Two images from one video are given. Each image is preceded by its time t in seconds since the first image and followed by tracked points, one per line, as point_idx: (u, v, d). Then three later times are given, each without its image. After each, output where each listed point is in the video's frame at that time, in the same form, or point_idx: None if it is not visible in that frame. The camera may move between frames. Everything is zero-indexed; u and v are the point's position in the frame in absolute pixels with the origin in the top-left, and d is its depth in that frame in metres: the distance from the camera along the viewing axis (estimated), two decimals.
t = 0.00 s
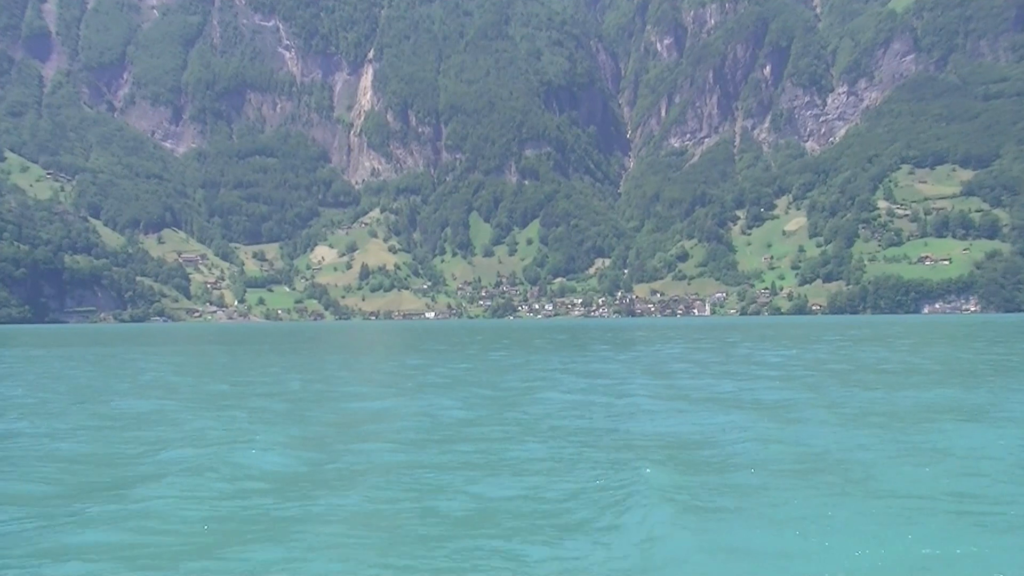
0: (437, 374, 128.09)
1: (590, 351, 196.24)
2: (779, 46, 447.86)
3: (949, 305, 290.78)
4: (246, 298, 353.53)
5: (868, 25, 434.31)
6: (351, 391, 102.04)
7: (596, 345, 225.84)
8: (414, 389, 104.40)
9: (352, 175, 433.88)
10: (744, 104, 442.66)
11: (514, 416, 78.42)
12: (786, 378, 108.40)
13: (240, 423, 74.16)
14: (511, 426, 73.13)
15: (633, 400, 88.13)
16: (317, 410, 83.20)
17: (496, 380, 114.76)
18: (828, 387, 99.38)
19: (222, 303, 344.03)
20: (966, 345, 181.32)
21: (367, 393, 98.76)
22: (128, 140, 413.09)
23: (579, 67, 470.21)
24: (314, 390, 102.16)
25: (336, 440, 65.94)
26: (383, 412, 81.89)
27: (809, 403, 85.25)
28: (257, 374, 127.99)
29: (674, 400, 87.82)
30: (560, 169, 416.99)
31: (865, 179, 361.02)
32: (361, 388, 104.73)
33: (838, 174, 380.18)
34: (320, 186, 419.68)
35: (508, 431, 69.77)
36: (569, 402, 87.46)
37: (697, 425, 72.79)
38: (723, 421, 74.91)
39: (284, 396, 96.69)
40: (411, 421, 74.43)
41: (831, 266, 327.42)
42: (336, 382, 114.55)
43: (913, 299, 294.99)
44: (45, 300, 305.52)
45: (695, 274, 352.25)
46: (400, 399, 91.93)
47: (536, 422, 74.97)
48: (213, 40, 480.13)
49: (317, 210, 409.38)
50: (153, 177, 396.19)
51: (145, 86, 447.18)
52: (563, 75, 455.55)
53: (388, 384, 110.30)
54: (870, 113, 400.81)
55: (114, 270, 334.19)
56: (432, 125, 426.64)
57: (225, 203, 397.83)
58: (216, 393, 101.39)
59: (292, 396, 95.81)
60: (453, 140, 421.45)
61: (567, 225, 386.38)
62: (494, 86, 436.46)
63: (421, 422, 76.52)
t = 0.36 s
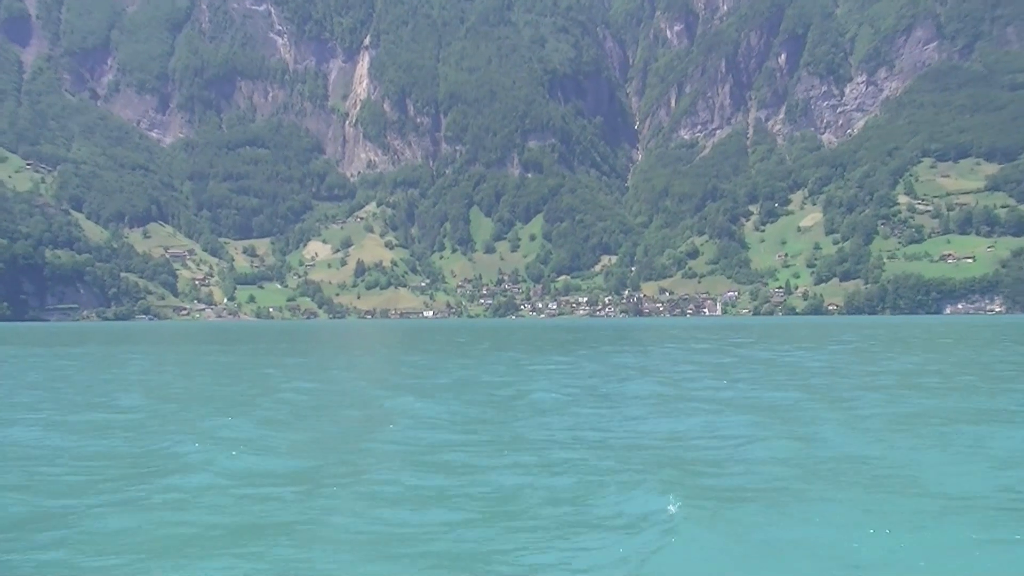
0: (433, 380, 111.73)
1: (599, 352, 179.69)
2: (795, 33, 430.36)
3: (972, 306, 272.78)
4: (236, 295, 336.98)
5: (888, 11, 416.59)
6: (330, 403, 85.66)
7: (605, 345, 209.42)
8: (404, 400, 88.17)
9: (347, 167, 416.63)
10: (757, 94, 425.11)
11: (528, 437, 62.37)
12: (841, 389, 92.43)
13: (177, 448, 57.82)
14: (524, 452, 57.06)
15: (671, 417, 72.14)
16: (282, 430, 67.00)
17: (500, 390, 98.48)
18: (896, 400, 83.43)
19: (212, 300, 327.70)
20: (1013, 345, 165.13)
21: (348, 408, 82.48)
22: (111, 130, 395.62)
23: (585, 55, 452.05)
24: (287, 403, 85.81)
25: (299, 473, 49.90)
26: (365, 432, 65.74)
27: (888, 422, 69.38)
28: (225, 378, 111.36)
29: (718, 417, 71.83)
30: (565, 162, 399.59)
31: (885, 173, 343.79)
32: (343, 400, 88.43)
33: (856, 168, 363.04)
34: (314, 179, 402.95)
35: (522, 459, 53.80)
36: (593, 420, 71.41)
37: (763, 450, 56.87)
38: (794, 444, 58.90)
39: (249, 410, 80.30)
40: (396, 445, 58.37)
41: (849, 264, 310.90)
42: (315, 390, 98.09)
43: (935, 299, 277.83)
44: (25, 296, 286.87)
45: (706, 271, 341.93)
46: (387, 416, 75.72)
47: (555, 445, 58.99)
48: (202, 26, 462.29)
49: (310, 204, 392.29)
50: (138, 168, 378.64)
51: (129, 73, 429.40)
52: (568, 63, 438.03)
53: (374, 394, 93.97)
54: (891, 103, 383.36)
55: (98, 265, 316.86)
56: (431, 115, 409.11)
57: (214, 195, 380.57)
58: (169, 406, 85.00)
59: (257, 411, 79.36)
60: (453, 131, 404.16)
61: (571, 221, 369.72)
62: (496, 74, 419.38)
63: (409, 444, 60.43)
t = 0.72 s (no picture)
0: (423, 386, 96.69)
1: (607, 353, 164.32)
2: (812, 20, 413.07)
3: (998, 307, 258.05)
4: (226, 293, 321.56)
5: None
6: (295, 416, 70.76)
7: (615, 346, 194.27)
8: (385, 412, 73.43)
9: (342, 160, 399.22)
10: (772, 85, 407.70)
11: (538, 461, 47.82)
12: (904, 395, 78.01)
13: (66, 485, 42.41)
14: (535, 488, 42.53)
15: (716, 435, 57.59)
16: (217, 451, 51.28)
17: (501, 398, 83.69)
18: (988, 411, 68.17)
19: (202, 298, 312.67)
20: None
21: (315, 422, 67.66)
22: (95, 121, 378.68)
23: (592, 43, 433.92)
24: (245, 415, 70.99)
25: (213, 534, 34.27)
26: (327, 452, 51.16)
27: (991, 438, 55.14)
28: (181, 384, 96.20)
29: (774, 433, 57.40)
30: (571, 155, 382.59)
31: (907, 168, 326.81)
32: (312, 411, 73.58)
33: (876, 162, 346.01)
34: (308, 172, 386.45)
35: (533, 499, 39.43)
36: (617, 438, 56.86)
37: (865, 490, 41.26)
38: (892, 475, 44.46)
39: (194, 426, 65.43)
40: (367, 478, 43.07)
41: (868, 263, 294.53)
42: (285, 399, 83.12)
43: (959, 300, 263.63)
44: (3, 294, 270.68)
45: (718, 270, 325.62)
46: (362, 433, 61.03)
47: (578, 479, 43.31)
48: (191, 12, 444.97)
49: (304, 198, 376.02)
50: (123, 161, 361.70)
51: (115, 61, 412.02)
52: (574, 52, 420.73)
53: (353, 405, 79.07)
54: (914, 94, 366.00)
55: (81, 262, 301.21)
56: (431, 106, 392.11)
57: (204, 189, 364.34)
58: (95, 419, 69.12)
59: (203, 427, 64.52)
60: (454, 123, 387.14)
61: (577, 217, 353.31)
62: (499, 64, 402.45)
63: (379, 475, 44.73)
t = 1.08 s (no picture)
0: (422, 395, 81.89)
1: (619, 357, 149.68)
2: (830, 7, 396.45)
3: None
4: (217, 293, 305.69)
5: None
6: (260, 441, 56.15)
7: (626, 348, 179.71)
8: (376, 434, 58.87)
9: (337, 155, 382.80)
10: (789, 74, 390.89)
11: (601, 546, 33.69)
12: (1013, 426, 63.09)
13: None
14: None
15: (808, 485, 43.87)
16: (128, 527, 36.39)
17: (513, 412, 69.05)
18: None
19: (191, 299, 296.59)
20: None
21: (287, 450, 53.13)
22: (79, 112, 361.95)
23: (599, 31, 416.58)
24: (200, 441, 56.31)
25: None
26: (285, 525, 36.62)
27: None
28: (133, 398, 80.98)
29: (886, 483, 43.68)
30: (578, 150, 366.51)
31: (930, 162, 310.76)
32: (284, 433, 58.97)
33: (898, 156, 329.66)
34: (302, 166, 370.47)
35: None
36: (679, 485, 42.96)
37: None
38: None
39: (130, 459, 50.80)
40: None
41: (890, 262, 279.20)
42: (254, 416, 68.32)
43: (986, 300, 248.71)
44: None
45: (732, 270, 310.29)
46: (349, 466, 46.80)
47: None
48: None
49: (297, 194, 359.94)
50: (108, 154, 344.87)
51: (100, 50, 394.93)
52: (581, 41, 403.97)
53: (337, 423, 64.36)
54: (938, 84, 349.24)
55: (63, 261, 285.05)
56: (431, 97, 375.12)
57: (192, 184, 347.58)
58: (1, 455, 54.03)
59: (142, 462, 49.81)
60: (455, 115, 370.36)
61: (584, 213, 337.92)
62: (502, 53, 385.75)
63: None
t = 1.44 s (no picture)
0: (419, 430, 68.19)
1: (628, 363, 135.48)
2: None
3: None
4: (206, 295, 290.26)
5: None
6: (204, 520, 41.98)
7: (638, 353, 165.42)
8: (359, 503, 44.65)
9: (332, 149, 366.54)
10: (807, 64, 375.14)
11: None
12: None
13: None
14: None
15: None
16: None
17: (533, 456, 55.71)
18: None
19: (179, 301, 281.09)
20: None
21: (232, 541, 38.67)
22: (61, 104, 345.29)
23: (607, 19, 398.98)
24: (140, 519, 42.61)
25: None
26: None
27: None
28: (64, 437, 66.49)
29: None
30: (585, 143, 350.60)
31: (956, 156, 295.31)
32: (242, 502, 45.02)
33: (922, 149, 313.71)
34: (295, 161, 354.44)
35: None
36: None
37: None
38: None
39: (50, 560, 37.42)
40: None
41: (913, 261, 264.72)
42: (215, 465, 54.47)
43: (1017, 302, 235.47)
44: None
45: (746, 269, 295.48)
46: None
47: None
48: None
49: (290, 190, 343.98)
50: (91, 149, 328.55)
51: (83, 39, 377.49)
52: (589, 29, 386.83)
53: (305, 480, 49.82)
54: (965, 74, 332.62)
55: (44, 261, 269.58)
56: (431, 89, 359.23)
57: (181, 180, 331.62)
58: None
59: (63, 567, 36.41)
60: (456, 108, 354.42)
61: (592, 210, 322.87)
62: (505, 42, 369.39)
63: None
